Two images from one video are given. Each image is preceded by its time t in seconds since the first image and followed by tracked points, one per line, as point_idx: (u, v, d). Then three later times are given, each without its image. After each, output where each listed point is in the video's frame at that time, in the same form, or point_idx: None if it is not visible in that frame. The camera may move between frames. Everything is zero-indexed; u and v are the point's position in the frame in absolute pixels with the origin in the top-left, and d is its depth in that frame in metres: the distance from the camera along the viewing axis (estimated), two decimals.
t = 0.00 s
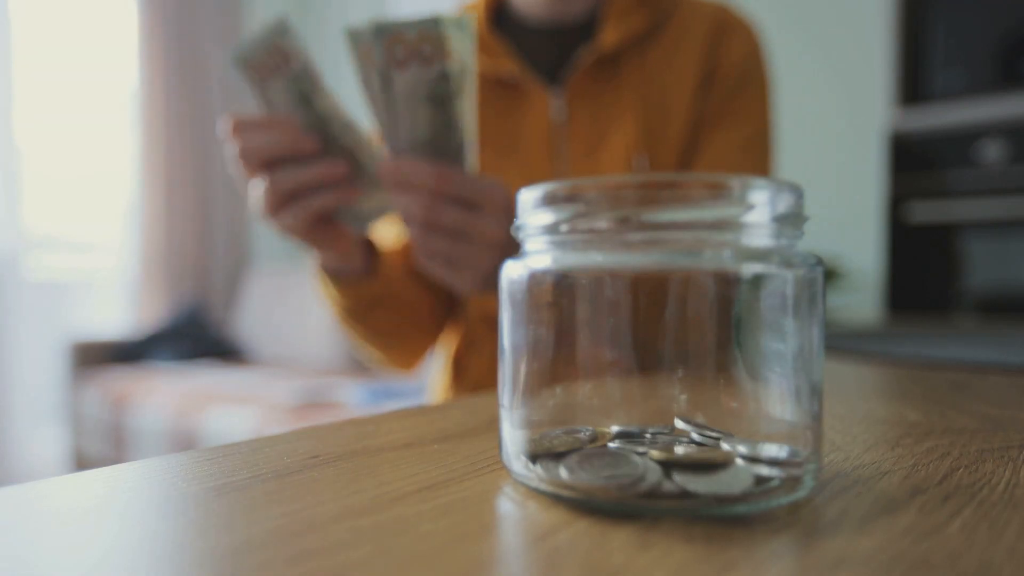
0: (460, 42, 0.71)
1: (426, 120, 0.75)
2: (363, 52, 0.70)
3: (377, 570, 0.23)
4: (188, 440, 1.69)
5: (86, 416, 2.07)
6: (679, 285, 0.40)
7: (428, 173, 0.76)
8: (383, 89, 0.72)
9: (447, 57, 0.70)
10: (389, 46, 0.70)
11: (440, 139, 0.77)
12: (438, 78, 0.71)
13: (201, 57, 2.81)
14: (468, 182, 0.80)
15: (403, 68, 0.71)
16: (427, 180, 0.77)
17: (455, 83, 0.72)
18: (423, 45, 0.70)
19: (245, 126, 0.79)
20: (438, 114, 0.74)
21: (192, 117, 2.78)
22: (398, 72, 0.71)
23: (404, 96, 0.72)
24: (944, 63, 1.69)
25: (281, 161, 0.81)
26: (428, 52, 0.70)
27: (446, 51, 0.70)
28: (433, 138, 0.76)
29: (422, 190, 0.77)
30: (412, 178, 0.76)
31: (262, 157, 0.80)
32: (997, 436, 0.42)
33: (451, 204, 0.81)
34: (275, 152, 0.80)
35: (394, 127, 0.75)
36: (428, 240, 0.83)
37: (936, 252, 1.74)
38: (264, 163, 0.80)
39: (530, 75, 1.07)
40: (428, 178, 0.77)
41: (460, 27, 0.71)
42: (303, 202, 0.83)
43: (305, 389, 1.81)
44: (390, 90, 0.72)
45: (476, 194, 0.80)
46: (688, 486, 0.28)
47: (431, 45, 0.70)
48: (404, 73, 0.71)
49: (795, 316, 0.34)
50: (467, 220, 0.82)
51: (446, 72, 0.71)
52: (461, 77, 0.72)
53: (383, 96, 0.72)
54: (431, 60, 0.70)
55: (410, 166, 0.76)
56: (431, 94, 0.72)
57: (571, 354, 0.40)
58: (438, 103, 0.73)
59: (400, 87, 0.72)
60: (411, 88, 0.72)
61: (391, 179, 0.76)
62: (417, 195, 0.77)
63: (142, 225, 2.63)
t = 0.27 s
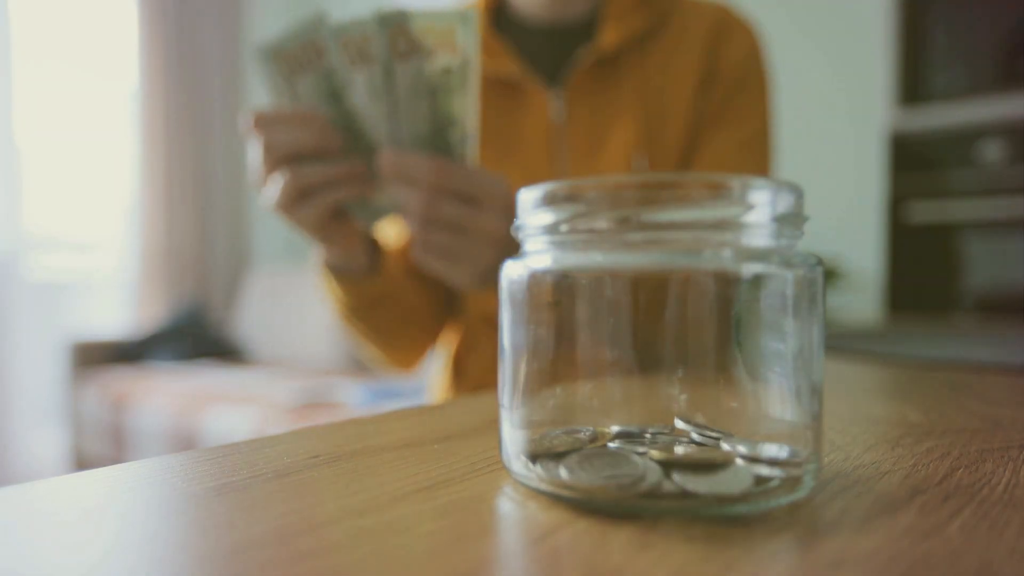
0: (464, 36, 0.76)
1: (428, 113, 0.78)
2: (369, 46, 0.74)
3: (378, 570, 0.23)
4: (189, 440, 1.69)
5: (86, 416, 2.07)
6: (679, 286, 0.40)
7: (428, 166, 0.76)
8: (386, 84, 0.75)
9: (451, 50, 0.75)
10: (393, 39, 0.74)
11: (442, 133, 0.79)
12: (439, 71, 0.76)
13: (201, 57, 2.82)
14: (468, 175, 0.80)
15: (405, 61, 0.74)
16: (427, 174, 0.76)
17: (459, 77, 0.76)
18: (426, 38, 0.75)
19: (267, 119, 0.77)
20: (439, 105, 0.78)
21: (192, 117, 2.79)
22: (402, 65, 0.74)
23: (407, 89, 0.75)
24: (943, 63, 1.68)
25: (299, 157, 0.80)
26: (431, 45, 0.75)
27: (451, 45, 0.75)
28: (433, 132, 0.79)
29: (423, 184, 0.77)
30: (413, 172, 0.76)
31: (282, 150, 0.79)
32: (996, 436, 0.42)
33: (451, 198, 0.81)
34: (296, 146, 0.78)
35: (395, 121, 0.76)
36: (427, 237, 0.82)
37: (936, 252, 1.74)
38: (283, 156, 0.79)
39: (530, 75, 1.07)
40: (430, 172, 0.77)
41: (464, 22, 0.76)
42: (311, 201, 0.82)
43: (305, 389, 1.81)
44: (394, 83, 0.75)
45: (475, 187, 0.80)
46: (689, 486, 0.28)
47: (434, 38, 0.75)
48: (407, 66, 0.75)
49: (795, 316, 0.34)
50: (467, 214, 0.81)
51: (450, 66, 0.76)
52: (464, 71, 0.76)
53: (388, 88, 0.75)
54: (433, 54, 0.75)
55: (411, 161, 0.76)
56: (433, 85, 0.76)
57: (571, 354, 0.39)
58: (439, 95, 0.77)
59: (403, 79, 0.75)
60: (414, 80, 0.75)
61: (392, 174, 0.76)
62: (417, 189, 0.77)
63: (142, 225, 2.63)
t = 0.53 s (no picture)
0: (459, 34, 0.76)
1: (423, 109, 0.76)
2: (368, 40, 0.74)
3: (379, 570, 0.23)
4: (189, 440, 1.69)
5: (86, 416, 2.07)
6: (679, 285, 0.40)
7: (423, 159, 0.75)
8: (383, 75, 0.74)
9: (446, 46, 0.76)
10: (391, 32, 0.74)
11: (435, 130, 0.77)
12: (436, 67, 0.75)
13: (200, 57, 2.82)
14: (463, 171, 0.80)
15: (402, 54, 0.74)
16: (422, 167, 0.76)
17: (454, 73, 0.76)
18: (422, 36, 0.75)
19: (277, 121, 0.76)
20: (436, 101, 0.76)
21: (191, 117, 2.79)
22: (399, 57, 0.74)
23: (405, 81, 0.74)
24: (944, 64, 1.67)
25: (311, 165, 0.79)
26: (428, 42, 0.75)
27: (446, 42, 0.76)
28: (429, 127, 0.77)
29: (419, 177, 0.76)
30: (406, 166, 0.76)
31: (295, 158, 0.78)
32: (997, 436, 0.42)
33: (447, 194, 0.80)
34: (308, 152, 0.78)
35: (392, 113, 0.75)
36: (422, 233, 0.82)
37: (937, 252, 1.73)
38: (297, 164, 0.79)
39: (530, 75, 1.07)
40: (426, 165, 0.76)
41: (459, 21, 0.76)
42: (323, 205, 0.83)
43: (306, 389, 1.81)
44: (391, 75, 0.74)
45: (470, 182, 0.80)
46: (688, 486, 0.28)
47: (430, 35, 0.76)
48: (404, 59, 0.74)
49: (795, 316, 0.34)
50: (462, 211, 0.81)
51: (445, 62, 0.76)
52: (460, 67, 0.76)
53: (382, 80, 0.74)
54: (429, 50, 0.76)
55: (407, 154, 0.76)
56: (431, 79, 0.75)
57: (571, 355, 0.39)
58: (437, 89, 0.75)
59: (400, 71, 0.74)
60: (412, 72, 0.74)
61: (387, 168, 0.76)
62: (411, 180, 0.76)
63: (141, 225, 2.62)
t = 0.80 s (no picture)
0: (454, 38, 0.80)
1: (420, 116, 0.78)
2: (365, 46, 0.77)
3: (379, 570, 0.23)
4: (189, 440, 1.69)
5: (86, 416, 2.07)
6: (680, 285, 0.40)
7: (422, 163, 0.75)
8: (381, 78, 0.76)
9: (443, 48, 0.79)
10: (388, 36, 0.77)
11: (434, 134, 0.79)
12: (432, 70, 0.79)
13: (200, 57, 2.81)
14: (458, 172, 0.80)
15: (400, 56, 0.77)
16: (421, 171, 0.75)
17: (451, 73, 0.79)
18: (419, 40, 0.79)
19: (303, 130, 0.74)
20: (433, 105, 0.79)
21: (191, 117, 2.79)
22: (396, 61, 0.77)
23: (401, 83, 0.77)
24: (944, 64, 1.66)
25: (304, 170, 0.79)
26: (424, 44, 0.79)
27: (442, 44, 0.79)
28: (426, 132, 0.78)
29: (417, 181, 0.76)
30: (406, 170, 0.75)
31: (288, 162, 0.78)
32: (997, 437, 0.42)
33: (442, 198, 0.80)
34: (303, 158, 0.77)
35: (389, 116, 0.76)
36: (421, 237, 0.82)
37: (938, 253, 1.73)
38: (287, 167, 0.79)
39: (529, 75, 1.07)
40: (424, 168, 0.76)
41: (454, 26, 0.80)
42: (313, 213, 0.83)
43: (305, 389, 1.81)
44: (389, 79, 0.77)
45: (468, 185, 0.81)
46: (688, 487, 0.28)
47: (427, 38, 0.79)
48: (401, 63, 0.77)
49: (795, 316, 0.34)
50: (459, 214, 0.81)
51: (442, 64, 0.79)
52: (456, 69, 0.79)
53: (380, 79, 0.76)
54: (426, 52, 0.79)
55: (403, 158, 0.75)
56: (427, 82, 0.78)
57: (570, 354, 0.39)
58: (433, 93, 0.78)
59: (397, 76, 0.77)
60: (409, 75, 0.77)
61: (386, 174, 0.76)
62: (409, 185, 0.75)
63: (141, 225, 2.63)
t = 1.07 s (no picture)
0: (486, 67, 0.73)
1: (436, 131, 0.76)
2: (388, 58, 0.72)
3: (377, 570, 0.23)
4: (189, 440, 1.69)
5: (86, 416, 2.07)
6: (679, 286, 0.40)
7: (426, 168, 0.76)
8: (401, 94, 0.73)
9: (469, 77, 0.73)
10: (413, 58, 0.72)
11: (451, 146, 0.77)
12: (457, 95, 0.73)
13: (200, 57, 2.81)
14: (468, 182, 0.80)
15: (423, 80, 0.72)
16: (426, 177, 0.76)
17: (474, 102, 0.74)
18: (447, 63, 0.73)
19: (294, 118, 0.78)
20: (452, 122, 0.76)
21: (192, 117, 2.79)
22: (419, 82, 0.72)
23: (422, 104, 0.73)
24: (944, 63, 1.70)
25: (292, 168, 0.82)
26: (451, 70, 0.73)
27: (471, 73, 0.73)
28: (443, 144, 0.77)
29: (422, 187, 0.77)
30: (412, 176, 0.76)
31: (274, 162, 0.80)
32: (996, 436, 0.42)
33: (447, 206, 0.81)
34: (286, 157, 0.80)
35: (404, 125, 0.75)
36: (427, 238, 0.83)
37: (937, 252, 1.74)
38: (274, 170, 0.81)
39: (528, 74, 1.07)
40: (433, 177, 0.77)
41: (489, 54, 0.73)
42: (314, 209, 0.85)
43: (305, 389, 1.81)
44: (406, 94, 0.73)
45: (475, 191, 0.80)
46: (688, 486, 0.28)
47: (455, 63, 0.73)
48: (424, 84, 0.72)
49: (795, 317, 0.34)
50: (465, 218, 0.82)
51: (467, 92, 0.73)
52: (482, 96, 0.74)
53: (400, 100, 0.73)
54: (452, 78, 0.73)
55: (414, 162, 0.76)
56: (448, 105, 0.74)
57: (570, 355, 0.39)
58: (454, 114, 0.75)
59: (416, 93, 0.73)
60: (430, 97, 0.73)
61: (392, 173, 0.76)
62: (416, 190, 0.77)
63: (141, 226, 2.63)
